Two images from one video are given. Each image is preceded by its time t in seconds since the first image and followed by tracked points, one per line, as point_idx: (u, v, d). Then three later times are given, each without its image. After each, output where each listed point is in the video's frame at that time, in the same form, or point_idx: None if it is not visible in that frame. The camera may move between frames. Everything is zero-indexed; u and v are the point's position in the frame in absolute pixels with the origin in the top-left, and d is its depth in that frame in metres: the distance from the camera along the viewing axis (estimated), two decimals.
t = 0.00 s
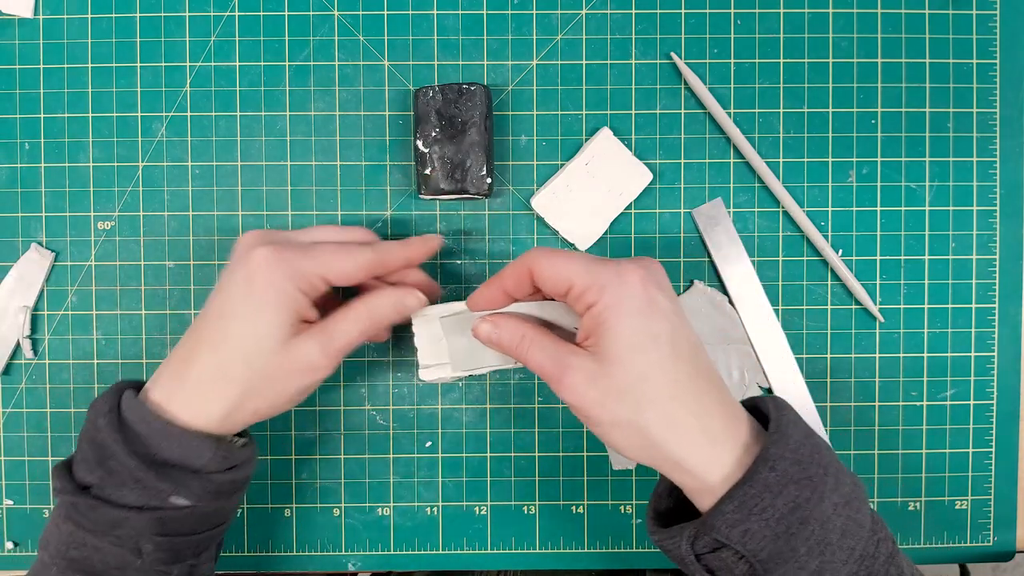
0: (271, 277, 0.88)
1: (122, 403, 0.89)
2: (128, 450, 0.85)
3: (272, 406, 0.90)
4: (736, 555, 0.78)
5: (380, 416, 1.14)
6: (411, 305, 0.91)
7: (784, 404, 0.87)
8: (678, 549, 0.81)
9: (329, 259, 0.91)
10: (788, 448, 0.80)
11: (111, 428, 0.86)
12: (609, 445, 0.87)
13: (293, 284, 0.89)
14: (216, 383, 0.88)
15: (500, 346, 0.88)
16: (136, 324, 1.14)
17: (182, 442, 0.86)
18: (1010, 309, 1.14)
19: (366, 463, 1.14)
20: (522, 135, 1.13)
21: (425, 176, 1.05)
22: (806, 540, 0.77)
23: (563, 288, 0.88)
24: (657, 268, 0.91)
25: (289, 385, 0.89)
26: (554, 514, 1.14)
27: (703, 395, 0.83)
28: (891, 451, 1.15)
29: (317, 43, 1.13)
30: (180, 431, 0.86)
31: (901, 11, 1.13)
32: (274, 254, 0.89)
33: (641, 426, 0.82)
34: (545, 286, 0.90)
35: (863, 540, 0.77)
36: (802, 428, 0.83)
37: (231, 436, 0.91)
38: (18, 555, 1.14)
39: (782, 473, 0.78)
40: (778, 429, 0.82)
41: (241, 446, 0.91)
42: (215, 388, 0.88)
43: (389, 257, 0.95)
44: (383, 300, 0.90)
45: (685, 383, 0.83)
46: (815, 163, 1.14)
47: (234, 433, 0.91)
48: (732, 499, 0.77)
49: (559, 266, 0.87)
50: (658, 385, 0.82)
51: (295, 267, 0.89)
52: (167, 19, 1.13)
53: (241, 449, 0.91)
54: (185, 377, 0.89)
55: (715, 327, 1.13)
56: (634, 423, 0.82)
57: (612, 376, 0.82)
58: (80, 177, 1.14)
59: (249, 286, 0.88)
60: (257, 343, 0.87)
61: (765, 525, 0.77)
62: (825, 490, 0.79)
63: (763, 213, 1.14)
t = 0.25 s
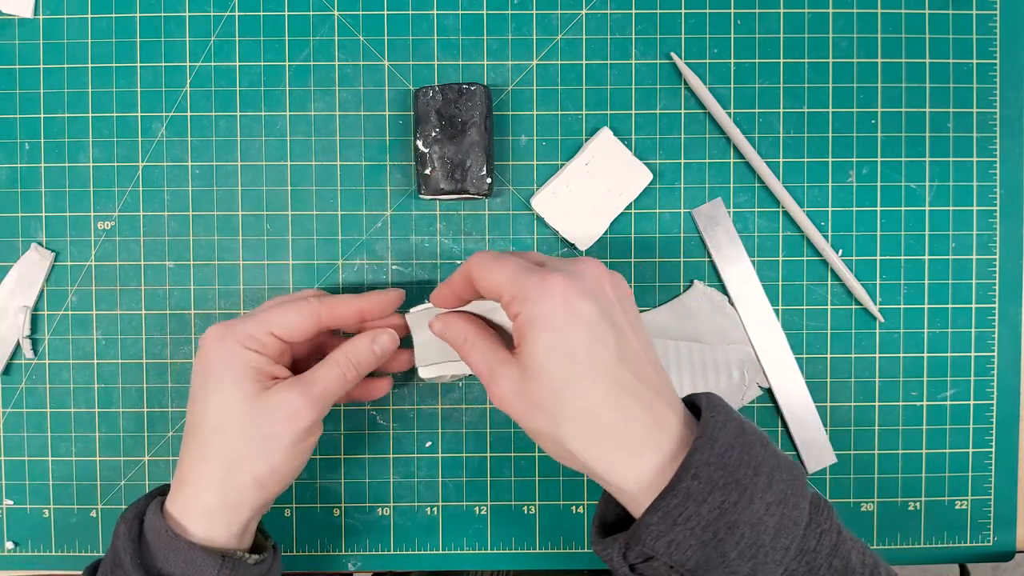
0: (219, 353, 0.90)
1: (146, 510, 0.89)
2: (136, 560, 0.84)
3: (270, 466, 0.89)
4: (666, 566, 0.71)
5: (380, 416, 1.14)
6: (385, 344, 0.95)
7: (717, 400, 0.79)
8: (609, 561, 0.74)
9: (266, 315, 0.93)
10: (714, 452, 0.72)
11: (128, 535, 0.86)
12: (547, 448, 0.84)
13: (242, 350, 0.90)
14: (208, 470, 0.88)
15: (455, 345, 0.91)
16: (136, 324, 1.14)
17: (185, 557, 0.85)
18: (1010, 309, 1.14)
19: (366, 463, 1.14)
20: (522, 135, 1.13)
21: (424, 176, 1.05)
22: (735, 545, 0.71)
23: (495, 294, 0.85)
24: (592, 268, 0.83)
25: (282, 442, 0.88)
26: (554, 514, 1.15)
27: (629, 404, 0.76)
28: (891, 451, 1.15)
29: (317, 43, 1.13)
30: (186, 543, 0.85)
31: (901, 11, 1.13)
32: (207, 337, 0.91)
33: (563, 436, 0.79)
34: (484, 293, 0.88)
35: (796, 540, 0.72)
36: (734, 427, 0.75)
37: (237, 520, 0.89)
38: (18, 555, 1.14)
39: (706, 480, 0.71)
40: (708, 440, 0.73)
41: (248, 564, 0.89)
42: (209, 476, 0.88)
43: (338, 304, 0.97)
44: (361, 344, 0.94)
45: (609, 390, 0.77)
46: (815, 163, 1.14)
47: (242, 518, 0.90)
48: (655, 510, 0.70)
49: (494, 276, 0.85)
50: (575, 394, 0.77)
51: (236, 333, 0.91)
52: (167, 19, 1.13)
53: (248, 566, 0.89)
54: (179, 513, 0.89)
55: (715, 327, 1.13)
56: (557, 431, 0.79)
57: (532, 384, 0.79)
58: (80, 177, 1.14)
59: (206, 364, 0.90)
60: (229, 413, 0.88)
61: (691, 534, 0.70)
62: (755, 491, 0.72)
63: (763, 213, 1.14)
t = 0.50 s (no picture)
0: (247, 361, 0.88)
1: (173, 512, 0.91)
2: (170, 564, 0.86)
3: (306, 479, 0.91)
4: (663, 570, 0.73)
5: (380, 415, 1.14)
6: (413, 353, 0.97)
7: (719, 403, 0.81)
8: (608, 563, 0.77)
9: (296, 337, 0.91)
10: (714, 457, 0.74)
11: (158, 538, 0.88)
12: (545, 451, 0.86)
13: (274, 372, 0.89)
14: (241, 482, 0.89)
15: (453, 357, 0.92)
16: (137, 324, 1.14)
17: (219, 561, 0.86)
18: (1009, 309, 1.14)
19: (367, 462, 1.14)
20: (523, 136, 1.13)
21: (425, 176, 1.06)
22: (734, 550, 0.72)
23: (497, 307, 0.85)
24: (596, 274, 0.83)
25: (317, 455, 0.91)
26: (554, 514, 1.15)
27: (629, 412, 0.78)
28: (890, 451, 1.15)
29: (318, 43, 1.13)
30: (221, 548, 0.87)
31: (900, 12, 1.14)
32: (234, 354, 0.89)
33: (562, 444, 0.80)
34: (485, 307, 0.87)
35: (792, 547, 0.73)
36: (734, 433, 0.76)
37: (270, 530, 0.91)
38: (19, 555, 1.14)
39: (706, 485, 0.73)
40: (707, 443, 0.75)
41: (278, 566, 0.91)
42: (243, 490, 0.89)
43: (368, 327, 0.96)
44: (390, 354, 0.96)
45: (609, 398, 0.78)
46: (815, 163, 1.14)
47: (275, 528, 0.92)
48: (655, 514, 0.72)
49: (495, 290, 0.84)
50: (575, 404, 0.78)
51: (265, 353, 0.89)
52: (167, 19, 1.13)
53: (278, 568, 0.91)
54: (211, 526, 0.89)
55: (715, 327, 1.13)
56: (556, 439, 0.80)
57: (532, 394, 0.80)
58: (81, 177, 1.14)
59: (234, 383, 0.89)
60: (261, 420, 0.88)
61: (690, 538, 0.72)
62: (754, 497, 0.74)
63: (762, 213, 1.14)
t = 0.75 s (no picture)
0: (250, 350, 0.90)
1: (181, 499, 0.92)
2: (173, 550, 0.87)
3: (298, 469, 0.89)
4: None
5: (380, 415, 1.14)
6: (407, 338, 0.93)
7: (709, 416, 0.81)
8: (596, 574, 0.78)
9: (299, 318, 0.91)
10: (702, 471, 0.74)
11: (164, 523, 0.90)
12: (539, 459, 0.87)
13: (278, 370, 0.89)
14: (240, 468, 0.89)
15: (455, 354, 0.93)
16: (136, 324, 1.14)
17: (220, 549, 0.87)
18: (1010, 309, 1.14)
19: (366, 463, 1.14)
20: (523, 135, 1.13)
21: (424, 176, 1.05)
22: (721, 563, 0.73)
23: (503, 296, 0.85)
24: (598, 282, 0.81)
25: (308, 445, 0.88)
26: (554, 514, 1.14)
27: (623, 426, 0.78)
28: (891, 451, 1.15)
29: (317, 43, 1.13)
30: (222, 536, 0.87)
31: (901, 11, 1.13)
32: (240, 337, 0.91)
33: (554, 455, 0.80)
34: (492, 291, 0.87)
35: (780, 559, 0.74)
36: (723, 446, 0.76)
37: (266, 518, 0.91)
38: (18, 555, 1.14)
39: (694, 499, 0.73)
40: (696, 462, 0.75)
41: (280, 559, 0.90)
42: (241, 474, 0.89)
43: (369, 306, 0.95)
44: (382, 339, 0.92)
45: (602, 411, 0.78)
46: (815, 163, 1.14)
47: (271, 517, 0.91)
48: (643, 528, 0.72)
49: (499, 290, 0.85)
50: (568, 416, 0.78)
51: (266, 335, 0.90)
52: (167, 19, 1.13)
53: (279, 561, 0.90)
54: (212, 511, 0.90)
55: (715, 326, 1.13)
56: (548, 449, 0.80)
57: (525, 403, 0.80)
58: (80, 177, 1.14)
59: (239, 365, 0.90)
60: (259, 410, 0.88)
61: (678, 552, 0.73)
62: (742, 510, 0.75)
63: (763, 213, 1.14)
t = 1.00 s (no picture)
0: (254, 328, 0.90)
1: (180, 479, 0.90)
2: (174, 528, 0.86)
3: (306, 441, 0.89)
4: None
5: (380, 415, 1.14)
6: (417, 324, 0.94)
7: (708, 421, 0.81)
8: None
9: (302, 294, 0.92)
10: (703, 477, 0.74)
11: (163, 503, 0.88)
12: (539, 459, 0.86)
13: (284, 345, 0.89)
14: (245, 443, 0.88)
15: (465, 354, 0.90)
16: (136, 324, 1.14)
17: (223, 526, 0.86)
18: (1010, 309, 1.14)
19: (366, 463, 1.14)
20: (522, 135, 1.13)
21: (424, 176, 1.05)
22: (722, 569, 0.73)
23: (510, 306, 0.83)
24: (611, 286, 0.81)
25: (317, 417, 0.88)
26: (554, 514, 1.14)
27: (629, 429, 0.78)
28: (891, 451, 1.15)
29: (317, 43, 1.13)
30: (224, 513, 0.86)
31: (901, 12, 1.13)
32: (243, 315, 0.91)
33: (557, 455, 0.80)
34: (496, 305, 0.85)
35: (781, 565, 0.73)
36: (723, 452, 0.77)
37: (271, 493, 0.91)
38: (18, 555, 1.14)
39: (695, 505, 0.73)
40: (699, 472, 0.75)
41: (282, 536, 0.90)
42: (244, 447, 0.89)
43: (369, 289, 0.97)
44: (391, 324, 0.92)
45: (609, 413, 0.78)
46: (815, 163, 1.14)
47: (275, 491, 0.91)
48: (644, 534, 0.73)
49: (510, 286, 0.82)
50: (575, 417, 0.78)
51: (269, 309, 0.91)
52: (167, 19, 1.13)
53: (281, 538, 0.90)
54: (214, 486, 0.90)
55: (716, 326, 1.13)
56: (551, 450, 0.80)
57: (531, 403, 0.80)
58: (80, 178, 1.14)
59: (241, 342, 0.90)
60: (266, 387, 0.88)
61: (679, 558, 0.73)
62: (743, 516, 0.74)
63: (763, 213, 1.14)
